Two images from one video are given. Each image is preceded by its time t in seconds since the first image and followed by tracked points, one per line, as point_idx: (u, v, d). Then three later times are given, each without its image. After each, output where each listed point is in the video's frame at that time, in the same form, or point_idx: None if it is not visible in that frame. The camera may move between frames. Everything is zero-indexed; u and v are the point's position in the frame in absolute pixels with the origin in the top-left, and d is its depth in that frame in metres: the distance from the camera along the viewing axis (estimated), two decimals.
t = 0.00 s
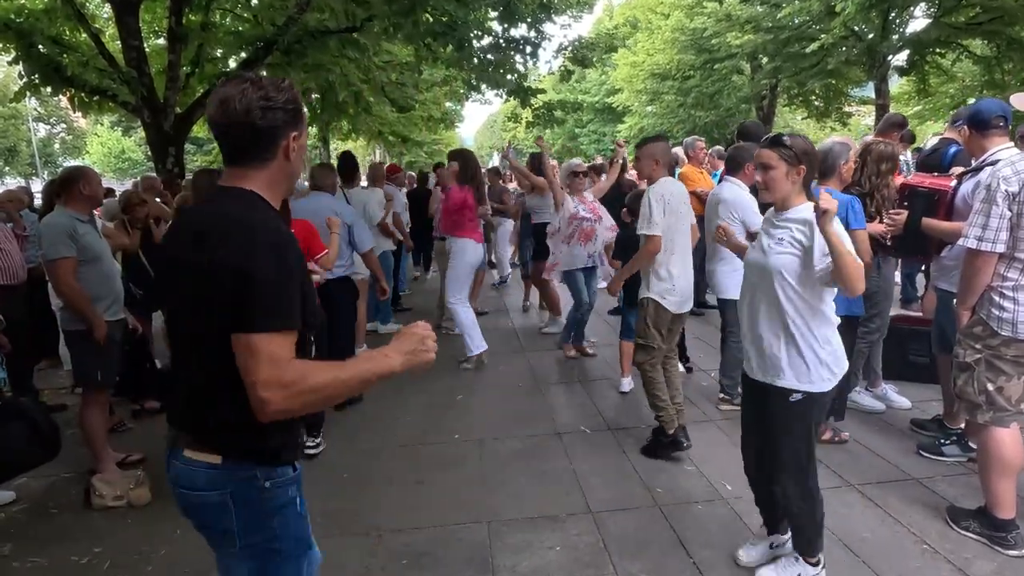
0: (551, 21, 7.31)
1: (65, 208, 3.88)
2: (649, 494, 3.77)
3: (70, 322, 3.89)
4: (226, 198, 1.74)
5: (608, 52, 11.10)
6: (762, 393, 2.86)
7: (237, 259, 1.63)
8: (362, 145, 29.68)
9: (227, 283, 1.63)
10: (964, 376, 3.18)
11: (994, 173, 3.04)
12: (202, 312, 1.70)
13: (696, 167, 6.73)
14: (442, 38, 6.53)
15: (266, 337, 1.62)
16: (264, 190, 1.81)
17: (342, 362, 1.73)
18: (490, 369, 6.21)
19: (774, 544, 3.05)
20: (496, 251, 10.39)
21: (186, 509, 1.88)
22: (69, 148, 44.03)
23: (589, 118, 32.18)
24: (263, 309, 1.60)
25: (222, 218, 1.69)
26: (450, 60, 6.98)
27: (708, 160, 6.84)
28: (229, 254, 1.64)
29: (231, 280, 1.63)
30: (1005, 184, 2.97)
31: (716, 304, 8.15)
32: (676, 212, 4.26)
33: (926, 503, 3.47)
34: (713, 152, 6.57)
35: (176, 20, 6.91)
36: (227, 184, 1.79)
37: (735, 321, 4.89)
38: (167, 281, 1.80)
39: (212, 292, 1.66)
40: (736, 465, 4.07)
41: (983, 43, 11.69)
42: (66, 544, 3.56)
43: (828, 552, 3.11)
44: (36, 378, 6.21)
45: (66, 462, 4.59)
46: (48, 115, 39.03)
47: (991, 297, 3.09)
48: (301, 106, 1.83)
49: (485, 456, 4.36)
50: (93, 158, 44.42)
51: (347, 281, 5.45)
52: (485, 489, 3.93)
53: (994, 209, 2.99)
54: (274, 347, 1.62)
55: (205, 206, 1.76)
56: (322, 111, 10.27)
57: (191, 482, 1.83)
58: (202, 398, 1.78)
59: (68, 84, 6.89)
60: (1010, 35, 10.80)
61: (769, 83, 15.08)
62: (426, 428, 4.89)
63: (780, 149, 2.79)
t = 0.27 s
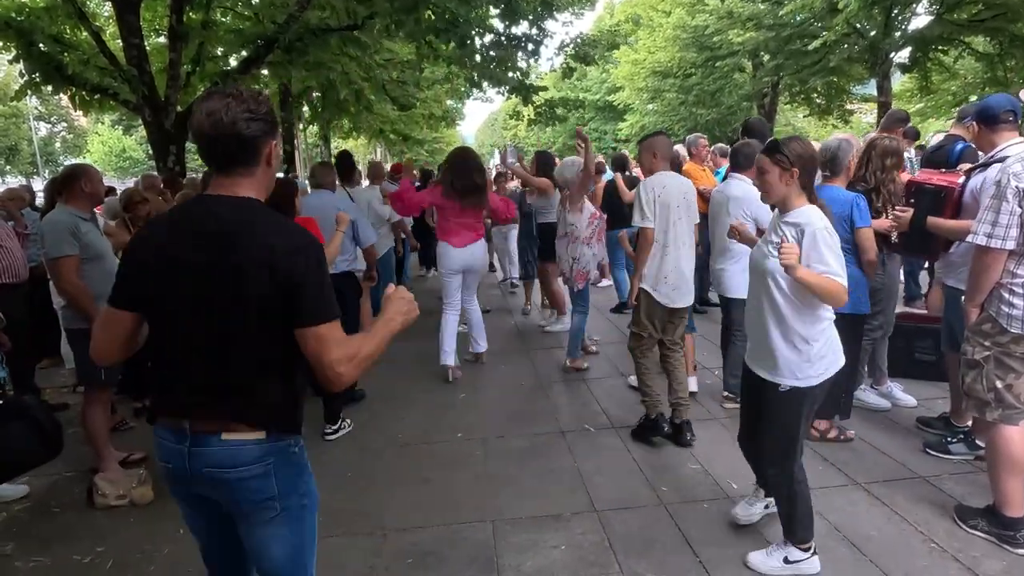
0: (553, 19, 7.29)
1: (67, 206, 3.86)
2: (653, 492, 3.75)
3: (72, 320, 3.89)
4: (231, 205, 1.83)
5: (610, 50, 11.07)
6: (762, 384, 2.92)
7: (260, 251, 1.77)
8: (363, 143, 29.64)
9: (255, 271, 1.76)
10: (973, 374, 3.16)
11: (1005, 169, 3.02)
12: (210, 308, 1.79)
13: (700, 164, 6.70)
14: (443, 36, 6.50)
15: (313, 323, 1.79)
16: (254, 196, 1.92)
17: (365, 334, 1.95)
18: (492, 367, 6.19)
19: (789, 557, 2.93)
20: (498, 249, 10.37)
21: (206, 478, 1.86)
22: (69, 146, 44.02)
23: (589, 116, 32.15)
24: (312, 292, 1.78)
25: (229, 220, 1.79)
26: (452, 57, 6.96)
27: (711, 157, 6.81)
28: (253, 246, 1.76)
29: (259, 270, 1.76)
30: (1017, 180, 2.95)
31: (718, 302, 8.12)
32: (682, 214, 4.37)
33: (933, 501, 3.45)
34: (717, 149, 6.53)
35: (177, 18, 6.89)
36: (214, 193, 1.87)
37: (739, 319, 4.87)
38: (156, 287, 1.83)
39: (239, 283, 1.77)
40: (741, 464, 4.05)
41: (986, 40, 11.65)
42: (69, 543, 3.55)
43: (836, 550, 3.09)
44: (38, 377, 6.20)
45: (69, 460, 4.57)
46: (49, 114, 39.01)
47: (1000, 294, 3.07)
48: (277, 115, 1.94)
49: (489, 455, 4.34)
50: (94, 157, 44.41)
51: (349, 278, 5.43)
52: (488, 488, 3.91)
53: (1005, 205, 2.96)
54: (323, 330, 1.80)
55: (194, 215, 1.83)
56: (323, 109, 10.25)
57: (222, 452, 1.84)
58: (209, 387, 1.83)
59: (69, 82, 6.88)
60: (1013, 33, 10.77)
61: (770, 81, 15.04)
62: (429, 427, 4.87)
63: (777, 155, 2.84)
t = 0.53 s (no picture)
0: (554, 16, 7.27)
1: (69, 204, 3.87)
2: (656, 489, 3.74)
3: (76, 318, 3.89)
4: (232, 198, 2.03)
5: (611, 47, 11.05)
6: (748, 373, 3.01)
7: (269, 244, 2.00)
8: (364, 141, 29.61)
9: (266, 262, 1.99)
10: (977, 369, 3.15)
11: (1010, 164, 3.00)
12: (213, 292, 2.00)
13: (701, 161, 6.68)
14: (444, 33, 6.49)
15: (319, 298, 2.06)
16: (248, 186, 2.13)
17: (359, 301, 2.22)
18: (494, 364, 6.19)
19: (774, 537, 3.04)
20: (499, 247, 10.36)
21: (237, 445, 2.09)
22: (70, 146, 44.02)
23: (590, 114, 32.11)
24: (317, 272, 2.04)
25: (233, 216, 1.99)
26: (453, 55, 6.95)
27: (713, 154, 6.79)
28: (261, 244, 1.99)
29: (267, 265, 1.99)
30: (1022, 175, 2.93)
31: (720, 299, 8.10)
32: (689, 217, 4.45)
33: (937, 498, 3.44)
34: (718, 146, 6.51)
35: (178, 16, 6.88)
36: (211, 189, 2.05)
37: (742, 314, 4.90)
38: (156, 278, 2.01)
39: (246, 271, 1.98)
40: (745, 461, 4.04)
41: (987, 37, 11.62)
42: (73, 541, 3.55)
43: (840, 547, 3.09)
44: (39, 376, 6.20)
45: (71, 459, 4.57)
46: (50, 113, 39.01)
47: (1004, 289, 3.06)
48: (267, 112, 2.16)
49: (491, 452, 4.34)
50: (95, 157, 44.40)
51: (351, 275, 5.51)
52: (491, 484, 3.91)
53: (1011, 200, 2.95)
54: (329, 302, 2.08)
55: (197, 211, 2.01)
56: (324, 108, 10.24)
57: (250, 420, 2.07)
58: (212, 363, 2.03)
59: (70, 81, 6.87)
60: (1015, 29, 10.74)
61: (771, 78, 15.01)
62: (431, 424, 4.86)
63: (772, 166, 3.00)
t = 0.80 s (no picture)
0: (554, 14, 7.28)
1: (71, 200, 3.88)
2: (657, 484, 3.76)
3: (79, 315, 3.90)
4: (236, 190, 2.19)
5: (611, 45, 11.05)
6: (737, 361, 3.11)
7: (260, 232, 2.14)
8: (366, 140, 29.64)
9: (258, 248, 2.14)
10: (976, 363, 3.17)
11: (1010, 159, 3.01)
12: (215, 276, 2.18)
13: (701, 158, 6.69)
14: (445, 31, 6.51)
15: (319, 279, 2.15)
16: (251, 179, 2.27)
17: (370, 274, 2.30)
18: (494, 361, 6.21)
19: (768, 528, 3.11)
20: (500, 245, 10.37)
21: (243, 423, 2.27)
22: (71, 145, 44.05)
23: (590, 112, 32.10)
24: (312, 260, 2.15)
25: (228, 206, 2.16)
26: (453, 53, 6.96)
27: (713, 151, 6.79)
28: (259, 237, 2.13)
29: (264, 255, 2.13)
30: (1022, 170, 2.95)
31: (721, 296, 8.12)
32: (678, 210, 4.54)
33: (937, 492, 3.46)
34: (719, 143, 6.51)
35: (179, 14, 6.90)
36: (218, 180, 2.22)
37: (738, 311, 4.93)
38: (170, 262, 2.24)
39: (238, 257, 2.15)
40: (745, 456, 4.06)
41: (988, 34, 11.62)
42: (77, 536, 3.57)
43: (839, 540, 3.11)
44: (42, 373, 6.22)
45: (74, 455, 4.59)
46: (50, 112, 39.02)
47: (1003, 284, 3.08)
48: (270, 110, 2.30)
49: (492, 448, 4.36)
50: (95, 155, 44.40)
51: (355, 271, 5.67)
52: (492, 479, 3.94)
53: (1010, 195, 2.96)
54: (330, 281, 2.17)
55: (200, 201, 2.20)
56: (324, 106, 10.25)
57: (260, 396, 2.25)
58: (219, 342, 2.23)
59: (71, 79, 6.89)
60: (1015, 26, 10.75)
61: (771, 75, 15.00)
62: (432, 420, 4.88)
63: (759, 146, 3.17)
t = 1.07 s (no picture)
0: (553, 12, 7.29)
1: (71, 198, 3.89)
2: (657, 478, 3.77)
3: (80, 312, 3.90)
4: (248, 187, 2.37)
5: (610, 43, 11.06)
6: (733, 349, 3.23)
7: (266, 228, 2.31)
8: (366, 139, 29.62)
9: (263, 242, 2.31)
10: (975, 356, 3.19)
11: (1009, 153, 3.02)
12: (229, 268, 2.38)
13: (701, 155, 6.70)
14: (444, 29, 6.52)
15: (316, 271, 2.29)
16: (266, 179, 2.44)
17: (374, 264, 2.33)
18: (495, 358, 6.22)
19: (769, 521, 3.13)
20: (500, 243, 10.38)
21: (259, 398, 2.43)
22: (71, 145, 44.04)
23: (590, 111, 32.13)
24: (311, 254, 2.28)
25: (239, 204, 2.35)
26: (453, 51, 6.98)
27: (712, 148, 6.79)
28: (260, 233, 2.30)
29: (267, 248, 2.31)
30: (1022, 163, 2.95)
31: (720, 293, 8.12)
32: (661, 206, 4.60)
33: (936, 485, 3.47)
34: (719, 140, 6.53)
35: (178, 14, 6.91)
36: (234, 180, 2.41)
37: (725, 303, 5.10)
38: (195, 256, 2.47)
39: (246, 251, 2.33)
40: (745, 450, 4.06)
41: (987, 31, 11.64)
42: (80, 532, 3.58)
43: (839, 533, 3.12)
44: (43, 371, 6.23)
45: (75, 452, 4.59)
46: (51, 112, 39.08)
47: (1002, 277, 3.09)
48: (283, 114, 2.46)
49: (493, 444, 4.37)
50: (97, 156, 44.52)
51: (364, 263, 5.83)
52: (493, 474, 3.95)
53: (1010, 187, 2.97)
54: (325, 273, 2.28)
55: (216, 198, 2.40)
56: (323, 105, 10.25)
57: (272, 379, 2.39)
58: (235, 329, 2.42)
59: (71, 79, 6.91)
60: (1014, 23, 10.76)
61: (771, 73, 15.02)
62: (433, 416, 4.90)
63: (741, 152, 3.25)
